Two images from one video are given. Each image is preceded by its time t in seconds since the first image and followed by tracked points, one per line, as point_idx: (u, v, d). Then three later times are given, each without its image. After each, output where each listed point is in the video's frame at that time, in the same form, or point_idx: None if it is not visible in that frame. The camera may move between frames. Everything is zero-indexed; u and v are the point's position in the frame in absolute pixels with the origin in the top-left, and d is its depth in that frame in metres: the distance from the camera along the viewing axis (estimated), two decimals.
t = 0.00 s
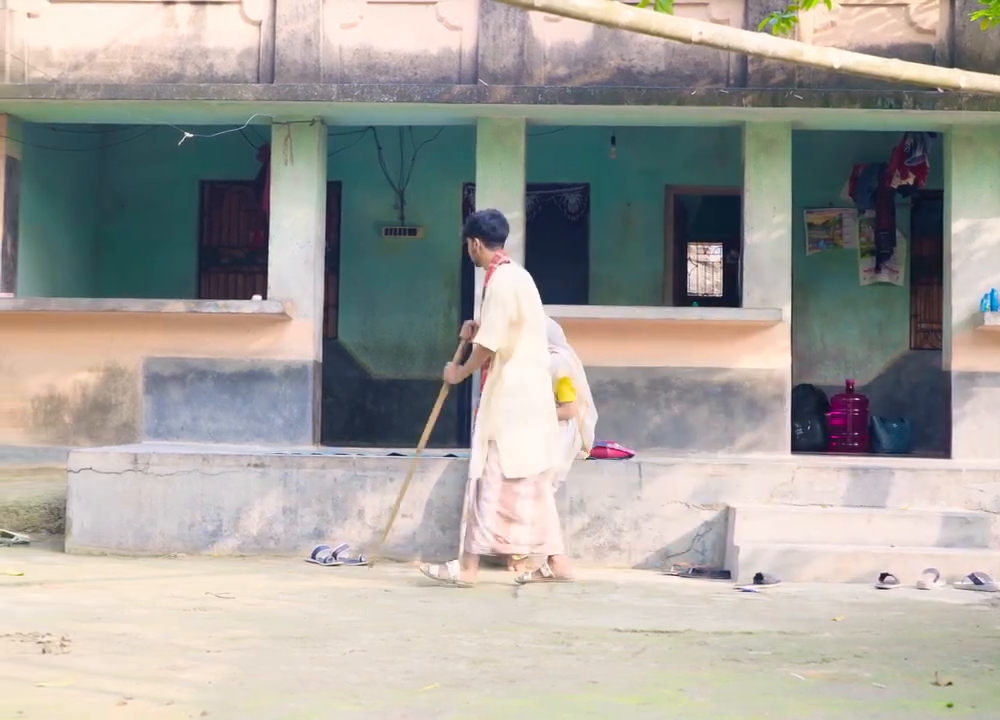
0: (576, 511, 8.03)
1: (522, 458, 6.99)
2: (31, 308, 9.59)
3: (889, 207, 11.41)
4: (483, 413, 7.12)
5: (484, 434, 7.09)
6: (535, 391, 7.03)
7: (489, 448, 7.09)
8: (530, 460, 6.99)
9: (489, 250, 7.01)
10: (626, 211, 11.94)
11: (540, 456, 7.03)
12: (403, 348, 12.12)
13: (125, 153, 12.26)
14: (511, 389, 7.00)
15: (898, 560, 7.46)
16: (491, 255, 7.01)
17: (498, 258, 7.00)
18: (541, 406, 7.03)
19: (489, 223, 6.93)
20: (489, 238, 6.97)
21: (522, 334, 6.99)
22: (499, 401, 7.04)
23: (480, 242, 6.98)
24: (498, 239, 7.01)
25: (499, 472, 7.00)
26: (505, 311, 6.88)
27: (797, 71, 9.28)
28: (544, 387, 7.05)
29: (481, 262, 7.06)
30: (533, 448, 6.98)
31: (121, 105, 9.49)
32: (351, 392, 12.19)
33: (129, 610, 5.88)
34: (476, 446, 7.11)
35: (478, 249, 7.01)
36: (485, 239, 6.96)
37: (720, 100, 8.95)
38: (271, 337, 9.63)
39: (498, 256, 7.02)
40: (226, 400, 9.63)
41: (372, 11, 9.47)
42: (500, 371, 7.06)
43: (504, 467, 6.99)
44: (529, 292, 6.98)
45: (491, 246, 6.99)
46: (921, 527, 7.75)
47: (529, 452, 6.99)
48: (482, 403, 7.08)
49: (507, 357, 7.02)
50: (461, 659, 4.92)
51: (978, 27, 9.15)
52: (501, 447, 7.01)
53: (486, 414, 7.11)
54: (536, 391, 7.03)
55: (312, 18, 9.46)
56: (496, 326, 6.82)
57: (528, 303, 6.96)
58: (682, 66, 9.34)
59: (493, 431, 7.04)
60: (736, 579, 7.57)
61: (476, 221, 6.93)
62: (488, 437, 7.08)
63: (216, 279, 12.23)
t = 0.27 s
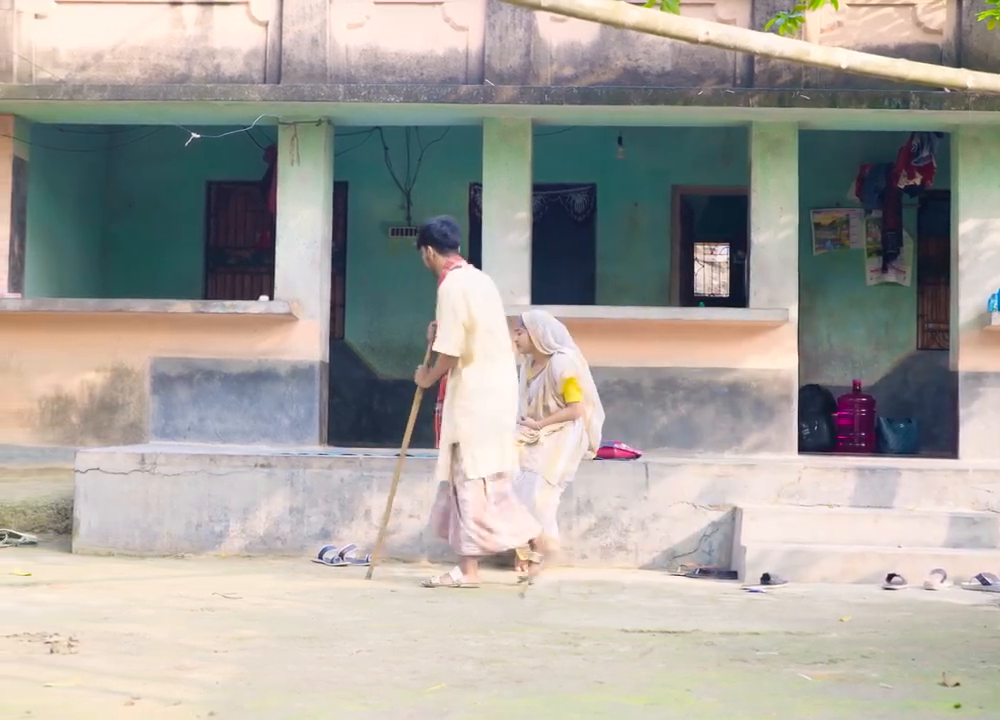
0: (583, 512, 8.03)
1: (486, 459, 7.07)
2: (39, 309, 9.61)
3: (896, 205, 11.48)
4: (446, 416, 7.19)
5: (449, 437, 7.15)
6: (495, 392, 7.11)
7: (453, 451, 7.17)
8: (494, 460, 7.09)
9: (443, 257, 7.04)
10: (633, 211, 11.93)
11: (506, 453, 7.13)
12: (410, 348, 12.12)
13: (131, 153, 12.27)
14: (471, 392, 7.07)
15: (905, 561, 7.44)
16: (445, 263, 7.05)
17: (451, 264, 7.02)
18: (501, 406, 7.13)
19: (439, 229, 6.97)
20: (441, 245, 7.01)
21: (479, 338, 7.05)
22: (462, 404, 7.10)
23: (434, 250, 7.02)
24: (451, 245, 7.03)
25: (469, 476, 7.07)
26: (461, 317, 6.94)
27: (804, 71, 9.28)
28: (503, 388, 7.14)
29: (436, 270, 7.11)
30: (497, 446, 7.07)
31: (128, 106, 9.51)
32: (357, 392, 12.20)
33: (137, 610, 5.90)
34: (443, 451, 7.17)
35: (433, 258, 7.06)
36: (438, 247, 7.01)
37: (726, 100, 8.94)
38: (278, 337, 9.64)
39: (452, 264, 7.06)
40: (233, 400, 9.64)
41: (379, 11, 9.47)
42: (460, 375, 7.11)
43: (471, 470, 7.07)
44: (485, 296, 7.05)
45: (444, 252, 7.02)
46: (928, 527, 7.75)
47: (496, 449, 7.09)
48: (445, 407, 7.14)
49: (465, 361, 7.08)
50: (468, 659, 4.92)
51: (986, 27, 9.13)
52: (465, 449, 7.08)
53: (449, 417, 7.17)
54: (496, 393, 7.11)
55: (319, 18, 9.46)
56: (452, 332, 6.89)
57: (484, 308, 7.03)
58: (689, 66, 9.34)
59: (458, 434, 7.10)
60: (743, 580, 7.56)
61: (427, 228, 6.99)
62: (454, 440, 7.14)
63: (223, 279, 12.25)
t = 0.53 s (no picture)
0: (592, 511, 8.03)
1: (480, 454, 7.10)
2: (48, 309, 9.63)
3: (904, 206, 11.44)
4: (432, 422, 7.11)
5: (444, 441, 7.08)
6: (477, 389, 7.12)
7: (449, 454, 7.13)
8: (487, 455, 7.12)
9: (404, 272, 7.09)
10: (641, 211, 11.93)
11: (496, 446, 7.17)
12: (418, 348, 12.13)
13: (139, 154, 12.30)
14: (453, 392, 7.05)
15: (914, 561, 7.43)
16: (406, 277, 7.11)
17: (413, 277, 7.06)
18: (484, 401, 7.15)
19: (396, 244, 7.03)
20: (401, 259, 7.06)
21: (452, 338, 7.05)
22: (447, 406, 7.08)
23: (394, 265, 7.08)
24: (412, 259, 7.08)
25: (470, 476, 7.09)
26: (426, 319, 6.99)
27: (813, 71, 9.27)
28: (484, 382, 7.17)
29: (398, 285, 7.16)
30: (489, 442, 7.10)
31: (137, 106, 9.53)
32: (366, 392, 12.22)
33: (146, 610, 5.91)
34: (438, 457, 7.05)
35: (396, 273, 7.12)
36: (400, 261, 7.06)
37: (735, 100, 8.93)
38: (287, 338, 9.66)
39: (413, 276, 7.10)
40: (242, 400, 9.66)
41: (388, 11, 9.48)
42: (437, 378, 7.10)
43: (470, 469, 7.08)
44: (450, 295, 7.10)
45: (405, 266, 7.07)
46: (937, 527, 7.74)
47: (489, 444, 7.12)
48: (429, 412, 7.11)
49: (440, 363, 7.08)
50: (477, 659, 4.93)
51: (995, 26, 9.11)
52: (459, 450, 7.08)
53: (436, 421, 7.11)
54: (478, 389, 7.13)
55: (327, 19, 9.48)
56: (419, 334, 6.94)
57: (451, 308, 7.07)
58: (697, 66, 9.33)
59: (452, 437, 7.05)
60: (751, 579, 7.56)
61: (386, 245, 7.06)
62: (449, 444, 7.08)
63: (231, 279, 12.26)
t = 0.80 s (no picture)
0: (602, 512, 8.02)
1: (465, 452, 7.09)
2: (59, 310, 9.66)
3: (915, 206, 11.42)
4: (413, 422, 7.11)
5: (425, 440, 7.09)
6: (460, 391, 7.15)
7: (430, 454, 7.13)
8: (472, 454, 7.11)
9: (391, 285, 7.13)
10: (651, 211, 11.92)
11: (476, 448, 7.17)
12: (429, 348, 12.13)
13: (149, 155, 12.32)
14: (435, 393, 7.06)
15: (925, 562, 7.42)
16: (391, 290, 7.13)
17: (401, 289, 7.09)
18: (466, 401, 7.18)
19: (384, 258, 7.09)
20: (389, 272, 7.11)
21: (435, 341, 7.09)
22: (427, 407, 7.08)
23: (381, 279, 7.12)
24: (400, 272, 7.13)
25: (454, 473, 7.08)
26: (411, 320, 7.04)
27: (823, 71, 9.26)
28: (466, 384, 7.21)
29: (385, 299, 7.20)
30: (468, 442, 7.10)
31: (148, 107, 9.55)
32: (377, 393, 12.23)
33: (157, 611, 5.93)
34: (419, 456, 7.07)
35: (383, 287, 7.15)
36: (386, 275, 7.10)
37: (745, 100, 8.92)
38: (298, 338, 9.67)
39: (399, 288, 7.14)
40: (252, 401, 9.68)
41: (398, 12, 9.50)
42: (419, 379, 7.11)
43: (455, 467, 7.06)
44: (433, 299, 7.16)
45: (394, 279, 7.11)
46: (948, 527, 7.73)
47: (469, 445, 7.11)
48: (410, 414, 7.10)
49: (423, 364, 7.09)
50: (488, 659, 4.94)
51: None
52: (442, 449, 7.07)
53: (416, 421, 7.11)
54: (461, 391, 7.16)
55: (338, 19, 9.49)
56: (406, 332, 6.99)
57: (436, 314, 7.13)
58: (708, 66, 9.33)
59: (431, 436, 7.07)
60: (762, 580, 7.56)
61: (373, 260, 7.12)
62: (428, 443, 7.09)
63: (242, 279, 12.28)
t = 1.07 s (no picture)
0: (613, 512, 8.02)
1: (428, 446, 7.16)
2: (71, 310, 9.69)
3: (926, 206, 11.44)
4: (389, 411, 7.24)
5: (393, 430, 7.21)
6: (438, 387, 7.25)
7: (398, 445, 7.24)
8: (434, 450, 7.19)
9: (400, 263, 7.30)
10: (662, 211, 11.91)
11: (440, 449, 7.24)
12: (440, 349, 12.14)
13: (160, 156, 12.35)
14: (411, 387, 7.18)
15: (937, 562, 7.40)
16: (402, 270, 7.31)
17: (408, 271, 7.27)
18: (442, 398, 7.27)
19: (396, 236, 7.27)
20: (399, 252, 7.27)
21: (424, 337, 7.21)
22: (402, 399, 7.19)
23: (391, 258, 7.30)
24: (409, 254, 7.30)
25: (410, 466, 7.15)
26: (407, 312, 7.16)
27: (834, 71, 9.25)
28: (447, 382, 7.31)
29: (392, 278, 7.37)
30: (431, 441, 7.18)
31: (159, 108, 9.57)
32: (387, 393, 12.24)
33: (169, 610, 5.95)
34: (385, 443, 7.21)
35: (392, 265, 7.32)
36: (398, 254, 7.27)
37: (757, 100, 8.91)
38: (309, 338, 9.69)
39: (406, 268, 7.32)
40: (263, 401, 9.70)
41: (409, 12, 9.51)
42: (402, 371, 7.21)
43: (411, 458, 7.12)
44: (433, 295, 7.28)
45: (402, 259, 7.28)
46: (960, 527, 7.71)
47: (432, 444, 7.19)
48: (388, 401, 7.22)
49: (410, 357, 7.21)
50: (498, 659, 4.94)
51: None
52: (403, 440, 7.16)
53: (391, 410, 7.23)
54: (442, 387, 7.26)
55: (349, 19, 9.50)
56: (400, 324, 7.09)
57: (432, 311, 7.25)
58: (718, 66, 9.32)
59: (397, 426, 7.18)
60: (773, 580, 7.55)
61: (385, 238, 7.28)
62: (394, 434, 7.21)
63: (254, 280, 12.31)
